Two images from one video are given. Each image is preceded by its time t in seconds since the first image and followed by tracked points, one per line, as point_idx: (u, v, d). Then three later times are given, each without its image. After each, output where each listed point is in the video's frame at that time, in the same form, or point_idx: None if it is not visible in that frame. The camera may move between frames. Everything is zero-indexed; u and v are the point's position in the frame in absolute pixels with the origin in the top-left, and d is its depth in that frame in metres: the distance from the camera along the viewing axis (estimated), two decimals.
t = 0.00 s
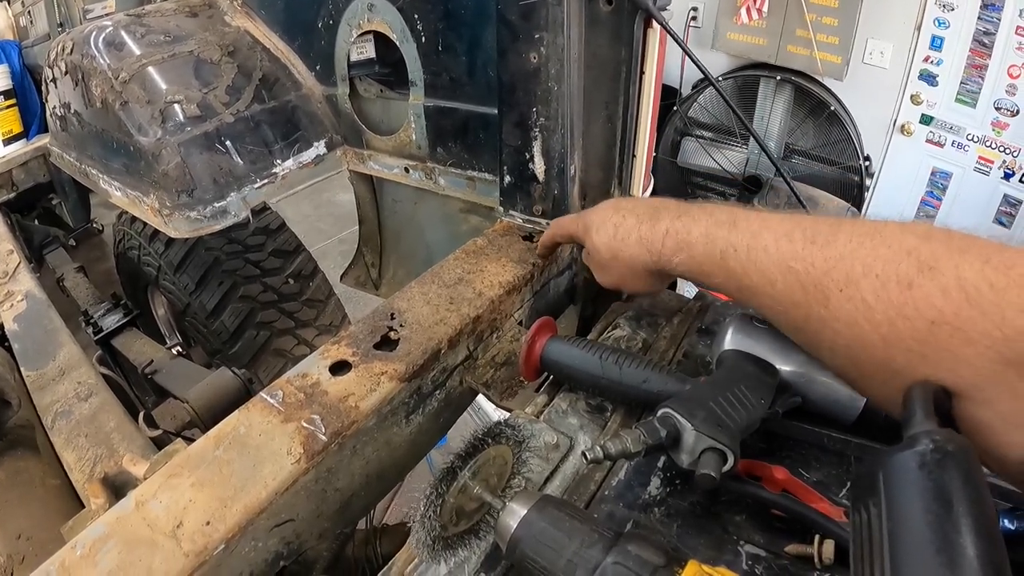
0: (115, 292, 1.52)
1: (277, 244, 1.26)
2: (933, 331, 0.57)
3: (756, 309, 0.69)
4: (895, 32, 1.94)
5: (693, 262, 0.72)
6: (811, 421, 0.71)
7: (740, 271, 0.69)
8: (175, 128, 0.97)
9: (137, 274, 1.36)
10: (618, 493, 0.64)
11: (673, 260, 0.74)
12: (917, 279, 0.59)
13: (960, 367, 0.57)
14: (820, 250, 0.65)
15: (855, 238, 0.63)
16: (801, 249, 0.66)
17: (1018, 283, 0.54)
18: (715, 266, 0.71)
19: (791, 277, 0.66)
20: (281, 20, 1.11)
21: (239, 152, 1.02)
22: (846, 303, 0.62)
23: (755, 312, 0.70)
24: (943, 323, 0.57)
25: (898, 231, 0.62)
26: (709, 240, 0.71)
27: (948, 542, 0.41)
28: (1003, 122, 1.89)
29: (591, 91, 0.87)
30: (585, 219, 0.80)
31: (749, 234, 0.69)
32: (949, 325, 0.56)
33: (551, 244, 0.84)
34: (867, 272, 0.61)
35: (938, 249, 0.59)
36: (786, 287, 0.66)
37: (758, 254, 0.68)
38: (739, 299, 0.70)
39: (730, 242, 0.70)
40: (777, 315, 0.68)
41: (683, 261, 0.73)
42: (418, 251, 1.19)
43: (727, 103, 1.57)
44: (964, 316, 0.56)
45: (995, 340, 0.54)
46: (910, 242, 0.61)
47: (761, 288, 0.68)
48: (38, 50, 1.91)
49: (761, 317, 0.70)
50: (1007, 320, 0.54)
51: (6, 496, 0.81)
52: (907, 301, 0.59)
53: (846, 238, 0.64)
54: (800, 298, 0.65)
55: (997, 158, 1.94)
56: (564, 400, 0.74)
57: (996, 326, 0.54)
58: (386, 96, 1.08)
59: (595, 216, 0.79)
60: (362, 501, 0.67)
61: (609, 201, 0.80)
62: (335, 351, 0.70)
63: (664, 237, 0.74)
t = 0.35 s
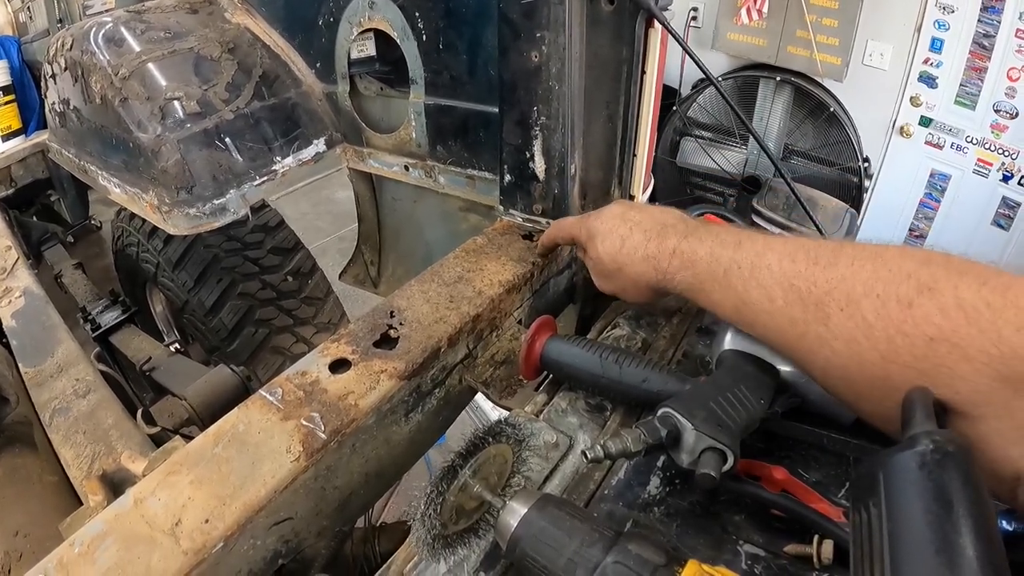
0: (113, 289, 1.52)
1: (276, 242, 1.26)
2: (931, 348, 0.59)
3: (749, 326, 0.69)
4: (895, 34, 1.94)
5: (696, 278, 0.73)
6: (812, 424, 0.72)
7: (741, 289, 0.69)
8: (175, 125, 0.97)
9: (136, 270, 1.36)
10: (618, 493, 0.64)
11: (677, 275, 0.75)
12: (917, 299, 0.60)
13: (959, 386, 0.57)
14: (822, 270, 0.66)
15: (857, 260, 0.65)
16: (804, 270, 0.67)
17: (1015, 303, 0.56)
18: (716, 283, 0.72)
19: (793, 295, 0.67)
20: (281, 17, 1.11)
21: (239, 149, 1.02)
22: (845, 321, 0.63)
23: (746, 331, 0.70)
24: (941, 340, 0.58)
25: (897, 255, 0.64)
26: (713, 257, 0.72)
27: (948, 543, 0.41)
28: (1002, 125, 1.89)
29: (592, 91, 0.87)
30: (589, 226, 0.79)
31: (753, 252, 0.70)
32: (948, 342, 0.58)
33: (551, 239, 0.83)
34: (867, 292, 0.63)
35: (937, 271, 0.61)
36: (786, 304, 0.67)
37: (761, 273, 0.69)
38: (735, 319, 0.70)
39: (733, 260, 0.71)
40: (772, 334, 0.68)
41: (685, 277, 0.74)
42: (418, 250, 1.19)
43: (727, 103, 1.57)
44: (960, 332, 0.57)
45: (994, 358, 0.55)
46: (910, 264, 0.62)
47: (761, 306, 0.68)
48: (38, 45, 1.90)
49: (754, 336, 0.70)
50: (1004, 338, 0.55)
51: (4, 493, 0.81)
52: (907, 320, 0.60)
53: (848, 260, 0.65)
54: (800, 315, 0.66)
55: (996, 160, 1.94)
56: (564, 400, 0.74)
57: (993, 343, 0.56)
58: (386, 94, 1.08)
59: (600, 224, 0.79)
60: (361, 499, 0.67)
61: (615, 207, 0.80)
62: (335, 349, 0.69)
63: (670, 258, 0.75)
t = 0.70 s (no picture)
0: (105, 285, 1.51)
1: (269, 238, 1.25)
2: (928, 354, 0.60)
3: (749, 320, 0.69)
4: (889, 36, 1.94)
5: (703, 267, 0.75)
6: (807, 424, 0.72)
7: (747, 279, 0.71)
8: (169, 120, 0.96)
9: (128, 266, 1.35)
10: (611, 492, 0.64)
11: (684, 262, 0.77)
12: (917, 307, 0.62)
13: (950, 391, 0.58)
14: (828, 271, 0.68)
15: (862, 267, 0.67)
16: (810, 269, 0.69)
17: (1012, 316, 0.58)
18: (723, 272, 0.73)
19: (797, 289, 0.68)
20: (276, 12, 1.10)
21: (233, 145, 1.01)
22: (846, 320, 0.64)
23: (742, 322, 0.70)
24: (938, 347, 0.59)
25: (901, 267, 0.66)
26: (722, 252, 0.74)
27: (942, 544, 0.42)
28: (996, 128, 1.91)
29: (588, 90, 0.87)
30: (604, 206, 0.81)
31: (763, 250, 0.72)
32: (944, 348, 0.59)
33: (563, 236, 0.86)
34: (870, 295, 0.64)
35: (939, 283, 0.63)
36: (790, 297, 0.68)
37: (770, 266, 0.70)
38: (734, 310, 0.71)
39: (743, 254, 0.73)
40: (772, 326, 0.68)
41: (692, 264, 0.76)
42: (411, 247, 1.18)
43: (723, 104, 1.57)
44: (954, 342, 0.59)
45: (989, 365, 0.57)
46: (913, 275, 0.64)
47: (763, 298, 0.69)
48: (32, 39, 1.89)
49: (752, 331, 0.70)
50: (999, 348, 0.57)
51: None
52: (906, 324, 0.61)
53: (855, 265, 0.68)
54: (801, 309, 0.67)
55: (989, 163, 1.96)
56: (558, 399, 0.74)
57: (988, 352, 0.57)
58: (381, 91, 1.08)
59: (616, 206, 0.81)
60: (353, 498, 0.66)
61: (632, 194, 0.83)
62: (328, 347, 0.69)
63: (681, 244, 0.77)
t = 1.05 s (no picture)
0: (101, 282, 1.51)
1: (266, 236, 1.25)
2: (932, 353, 0.61)
3: (754, 317, 0.70)
4: (887, 39, 1.95)
5: (711, 263, 0.76)
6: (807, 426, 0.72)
7: (756, 274, 0.72)
8: (166, 117, 0.96)
9: (124, 263, 1.35)
10: (609, 492, 0.64)
11: (691, 260, 0.78)
12: (923, 307, 0.63)
13: (952, 390, 0.59)
14: (836, 271, 0.69)
15: (868, 269, 0.69)
16: (817, 269, 0.70)
17: (1015, 318, 0.59)
18: (732, 268, 0.74)
19: (805, 285, 0.69)
20: (275, 9, 1.10)
21: (230, 142, 1.01)
22: (852, 316, 0.65)
23: (746, 320, 0.71)
24: (943, 346, 0.60)
25: (906, 271, 0.68)
26: (732, 249, 0.76)
27: (940, 543, 0.42)
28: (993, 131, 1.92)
29: (587, 90, 0.87)
30: (610, 208, 0.83)
31: (772, 249, 0.74)
32: (949, 348, 0.60)
33: (563, 238, 0.86)
34: (876, 294, 0.65)
35: (944, 286, 0.64)
36: (797, 292, 0.69)
37: (779, 264, 0.72)
38: (740, 303, 0.72)
39: (752, 252, 0.75)
40: (778, 321, 0.68)
41: (700, 261, 0.77)
42: (408, 246, 1.18)
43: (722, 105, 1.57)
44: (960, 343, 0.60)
45: (993, 366, 0.58)
46: (919, 278, 0.66)
47: (770, 292, 0.70)
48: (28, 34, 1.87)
49: (756, 330, 0.70)
50: (1002, 349, 0.58)
51: None
52: (912, 323, 0.62)
53: (861, 266, 0.69)
54: (808, 305, 0.68)
55: (986, 166, 1.97)
56: (555, 399, 0.74)
57: (992, 353, 0.58)
58: (379, 89, 1.08)
59: (621, 207, 0.82)
60: (350, 497, 0.66)
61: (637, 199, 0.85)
62: (326, 345, 0.69)
63: (688, 242, 0.80)
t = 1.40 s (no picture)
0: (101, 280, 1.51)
1: (266, 235, 1.25)
2: (932, 351, 0.61)
3: (756, 316, 0.70)
4: (888, 40, 1.95)
5: (712, 261, 0.76)
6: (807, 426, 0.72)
7: (757, 271, 0.72)
8: (167, 116, 0.96)
9: (124, 261, 1.35)
10: (610, 492, 0.64)
11: (693, 258, 0.78)
12: (923, 306, 0.64)
13: (952, 388, 0.59)
14: (836, 270, 0.70)
15: (869, 269, 0.69)
16: (818, 268, 0.71)
17: (1014, 318, 0.60)
18: (733, 266, 0.74)
19: (806, 284, 0.69)
20: (276, 8, 1.09)
21: (231, 141, 1.01)
22: (854, 315, 0.65)
23: (747, 320, 0.71)
24: (943, 344, 0.61)
25: (905, 272, 0.68)
26: (733, 248, 0.76)
27: (941, 543, 0.42)
28: (993, 133, 1.91)
29: (588, 90, 0.87)
30: (611, 201, 0.83)
31: (773, 248, 0.75)
32: (949, 346, 0.61)
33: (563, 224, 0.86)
34: (877, 294, 0.66)
35: (943, 286, 0.65)
36: (798, 290, 0.69)
37: (781, 263, 0.72)
38: (742, 301, 0.71)
39: (753, 251, 0.75)
40: (780, 319, 0.68)
41: (701, 258, 0.77)
42: (409, 245, 1.18)
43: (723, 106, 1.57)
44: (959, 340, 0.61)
45: (992, 364, 0.59)
46: (919, 278, 0.67)
47: (773, 288, 0.70)
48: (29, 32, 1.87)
49: (756, 330, 0.70)
50: (1001, 347, 0.59)
51: None
52: (913, 322, 0.63)
53: (862, 266, 0.70)
54: (810, 303, 0.68)
55: (986, 167, 1.97)
56: (556, 399, 0.74)
57: (991, 351, 0.59)
58: (380, 89, 1.07)
59: (623, 201, 0.82)
60: (350, 497, 0.66)
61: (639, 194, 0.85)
62: (327, 345, 0.69)
63: (690, 241, 0.79)
